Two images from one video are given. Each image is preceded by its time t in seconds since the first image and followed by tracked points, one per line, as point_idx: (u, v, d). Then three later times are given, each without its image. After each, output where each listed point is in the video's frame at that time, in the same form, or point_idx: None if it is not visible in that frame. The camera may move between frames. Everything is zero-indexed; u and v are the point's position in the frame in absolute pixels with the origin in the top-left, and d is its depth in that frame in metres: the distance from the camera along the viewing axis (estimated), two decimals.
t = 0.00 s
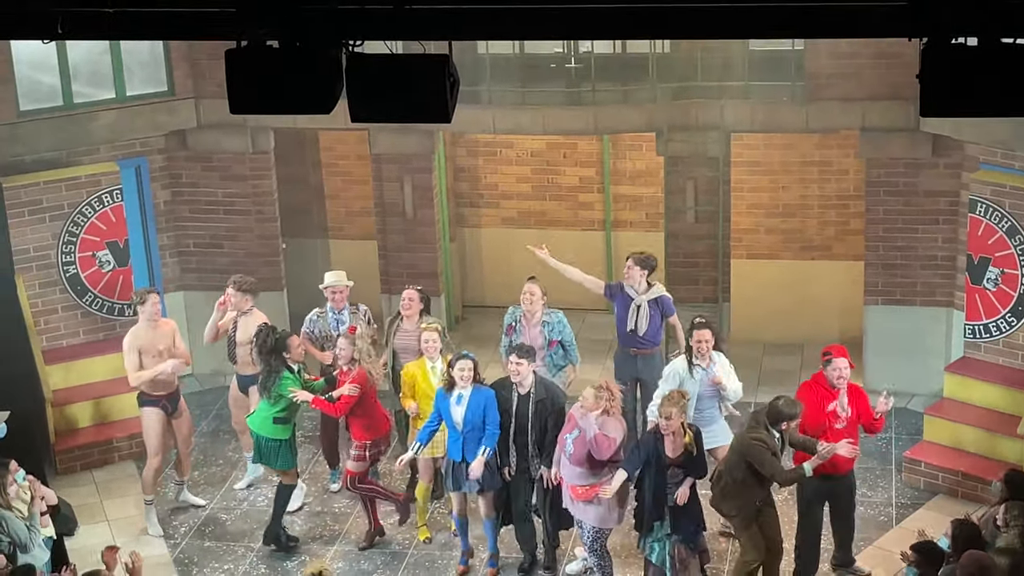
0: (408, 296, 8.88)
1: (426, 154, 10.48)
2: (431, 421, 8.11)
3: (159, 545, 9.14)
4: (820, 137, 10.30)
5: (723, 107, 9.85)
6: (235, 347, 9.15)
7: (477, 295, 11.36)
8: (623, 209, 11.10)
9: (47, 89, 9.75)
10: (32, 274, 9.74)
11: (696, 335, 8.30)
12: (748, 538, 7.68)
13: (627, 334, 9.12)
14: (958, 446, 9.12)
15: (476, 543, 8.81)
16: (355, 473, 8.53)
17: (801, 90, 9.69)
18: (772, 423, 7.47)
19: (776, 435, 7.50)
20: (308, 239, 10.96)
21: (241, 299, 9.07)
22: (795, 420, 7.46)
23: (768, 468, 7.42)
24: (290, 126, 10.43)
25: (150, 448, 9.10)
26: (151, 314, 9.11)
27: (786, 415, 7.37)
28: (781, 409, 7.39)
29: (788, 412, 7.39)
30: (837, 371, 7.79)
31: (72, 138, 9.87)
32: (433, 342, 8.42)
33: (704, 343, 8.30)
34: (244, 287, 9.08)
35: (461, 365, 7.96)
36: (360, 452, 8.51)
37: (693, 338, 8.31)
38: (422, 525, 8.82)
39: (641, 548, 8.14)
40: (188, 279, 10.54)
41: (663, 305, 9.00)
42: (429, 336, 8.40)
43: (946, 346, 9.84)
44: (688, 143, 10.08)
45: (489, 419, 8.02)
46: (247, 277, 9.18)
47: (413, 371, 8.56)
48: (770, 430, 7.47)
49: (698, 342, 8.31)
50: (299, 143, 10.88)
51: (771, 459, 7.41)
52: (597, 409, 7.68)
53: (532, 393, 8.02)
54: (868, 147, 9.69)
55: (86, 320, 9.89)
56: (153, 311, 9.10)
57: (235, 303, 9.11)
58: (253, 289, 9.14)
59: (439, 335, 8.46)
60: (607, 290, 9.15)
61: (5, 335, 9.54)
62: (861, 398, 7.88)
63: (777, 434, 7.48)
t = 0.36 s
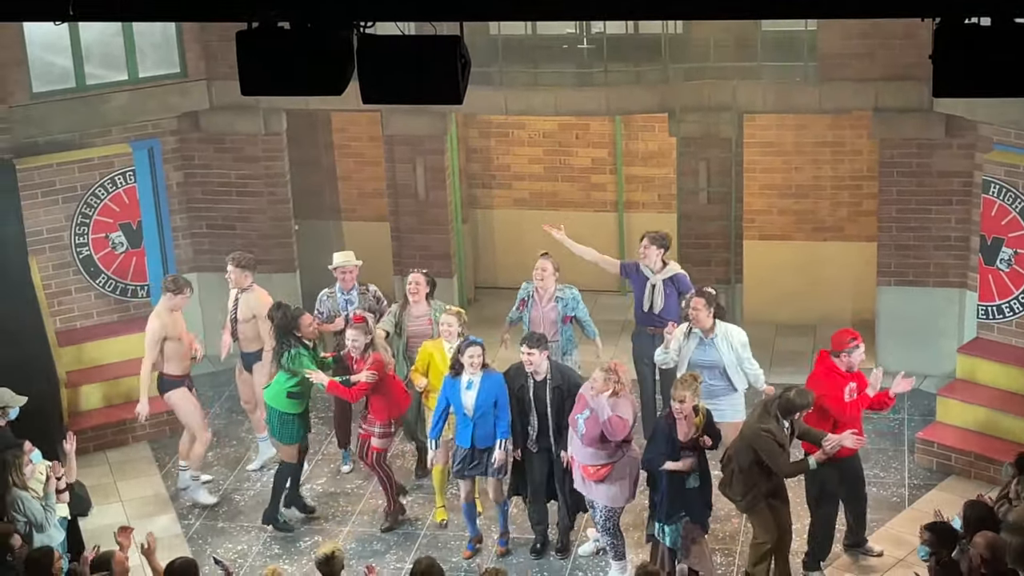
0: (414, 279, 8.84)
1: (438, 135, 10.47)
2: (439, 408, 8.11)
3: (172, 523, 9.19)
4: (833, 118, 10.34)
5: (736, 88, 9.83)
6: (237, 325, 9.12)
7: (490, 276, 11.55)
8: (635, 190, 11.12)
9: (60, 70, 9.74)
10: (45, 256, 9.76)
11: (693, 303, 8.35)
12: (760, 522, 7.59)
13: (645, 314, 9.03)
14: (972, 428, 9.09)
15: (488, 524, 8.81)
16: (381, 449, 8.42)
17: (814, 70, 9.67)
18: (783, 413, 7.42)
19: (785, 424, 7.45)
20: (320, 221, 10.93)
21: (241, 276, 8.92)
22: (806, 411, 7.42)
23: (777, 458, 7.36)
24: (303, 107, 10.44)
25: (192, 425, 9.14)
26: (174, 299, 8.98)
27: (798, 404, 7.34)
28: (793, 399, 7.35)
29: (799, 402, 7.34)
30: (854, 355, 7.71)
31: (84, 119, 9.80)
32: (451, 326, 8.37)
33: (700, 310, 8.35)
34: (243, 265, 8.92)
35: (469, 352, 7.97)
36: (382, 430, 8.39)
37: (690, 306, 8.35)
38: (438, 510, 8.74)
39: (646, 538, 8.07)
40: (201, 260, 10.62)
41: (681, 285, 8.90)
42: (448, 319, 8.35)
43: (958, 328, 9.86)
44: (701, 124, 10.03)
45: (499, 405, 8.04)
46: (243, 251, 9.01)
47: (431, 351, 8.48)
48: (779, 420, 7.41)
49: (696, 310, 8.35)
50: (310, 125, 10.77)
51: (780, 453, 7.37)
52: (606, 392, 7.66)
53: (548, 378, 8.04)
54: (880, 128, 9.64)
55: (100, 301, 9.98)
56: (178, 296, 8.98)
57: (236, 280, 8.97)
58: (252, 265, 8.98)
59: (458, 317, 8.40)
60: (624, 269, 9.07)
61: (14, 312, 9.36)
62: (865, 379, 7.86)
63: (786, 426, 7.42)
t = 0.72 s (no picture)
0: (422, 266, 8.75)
1: (447, 114, 10.45)
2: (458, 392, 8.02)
3: (181, 504, 9.20)
4: (842, 96, 10.31)
5: (746, 67, 9.77)
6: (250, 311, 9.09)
7: (499, 256, 11.49)
8: (644, 168, 11.10)
9: (68, 51, 9.74)
10: (54, 235, 9.75)
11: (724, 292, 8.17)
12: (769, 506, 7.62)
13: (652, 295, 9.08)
14: (981, 406, 9.09)
15: (495, 504, 8.81)
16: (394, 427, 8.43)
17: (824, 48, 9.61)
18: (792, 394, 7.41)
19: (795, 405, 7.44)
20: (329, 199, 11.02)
21: (247, 263, 8.97)
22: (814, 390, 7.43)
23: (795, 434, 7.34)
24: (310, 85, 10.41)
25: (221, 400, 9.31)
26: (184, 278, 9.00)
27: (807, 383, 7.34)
28: (801, 379, 7.35)
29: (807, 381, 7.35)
30: (859, 333, 7.75)
31: (93, 99, 9.83)
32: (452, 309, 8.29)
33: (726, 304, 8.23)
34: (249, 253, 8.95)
35: (490, 339, 7.90)
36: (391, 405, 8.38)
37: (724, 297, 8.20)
38: (446, 495, 8.73)
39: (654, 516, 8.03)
40: (209, 240, 10.62)
41: (690, 265, 8.96)
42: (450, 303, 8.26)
43: (969, 307, 9.83)
44: (711, 103, 9.97)
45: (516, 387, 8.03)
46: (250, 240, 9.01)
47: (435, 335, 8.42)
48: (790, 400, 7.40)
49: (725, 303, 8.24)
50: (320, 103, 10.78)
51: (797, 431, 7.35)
52: (616, 369, 7.65)
53: (556, 360, 8.01)
54: (891, 106, 9.59)
55: (108, 282, 9.97)
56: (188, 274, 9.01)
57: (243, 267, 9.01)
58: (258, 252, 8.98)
59: (457, 300, 8.34)
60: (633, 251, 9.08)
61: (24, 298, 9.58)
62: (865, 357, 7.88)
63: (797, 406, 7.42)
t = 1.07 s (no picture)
0: (425, 245, 8.68)
1: (449, 93, 10.44)
2: (465, 378, 7.99)
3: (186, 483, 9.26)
4: (847, 75, 10.31)
5: (749, 44, 9.75)
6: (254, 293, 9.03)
7: (502, 235, 11.41)
8: (648, 147, 11.10)
9: (71, 31, 9.72)
10: (57, 216, 9.74)
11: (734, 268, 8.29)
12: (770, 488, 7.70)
13: (650, 282, 9.08)
14: (986, 384, 9.10)
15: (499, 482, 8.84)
16: (395, 408, 8.56)
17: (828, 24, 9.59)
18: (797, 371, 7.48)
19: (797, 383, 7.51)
20: (332, 179, 10.96)
21: (251, 251, 8.85)
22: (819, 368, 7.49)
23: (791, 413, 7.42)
24: (314, 65, 10.40)
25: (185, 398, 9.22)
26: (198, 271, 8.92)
27: (813, 364, 7.39)
28: (807, 357, 7.41)
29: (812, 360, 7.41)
30: (872, 310, 7.76)
31: (96, 79, 9.77)
32: (470, 285, 8.31)
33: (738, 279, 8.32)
34: (254, 239, 8.84)
35: (494, 327, 7.86)
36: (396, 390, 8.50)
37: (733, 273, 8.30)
38: (451, 474, 8.76)
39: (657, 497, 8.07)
40: (213, 220, 10.59)
41: (685, 250, 8.97)
42: (467, 279, 8.28)
43: (973, 283, 9.84)
44: (715, 81, 9.97)
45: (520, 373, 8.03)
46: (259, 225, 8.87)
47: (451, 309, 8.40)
48: (792, 376, 7.47)
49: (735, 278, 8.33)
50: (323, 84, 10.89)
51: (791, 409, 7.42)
52: (621, 346, 7.69)
53: (557, 339, 8.00)
54: (897, 82, 9.55)
55: (113, 261, 9.93)
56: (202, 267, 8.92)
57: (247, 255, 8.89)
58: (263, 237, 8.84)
59: (477, 277, 8.34)
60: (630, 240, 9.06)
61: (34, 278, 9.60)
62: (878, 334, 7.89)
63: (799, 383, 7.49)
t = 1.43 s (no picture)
0: (426, 232, 8.69)
1: (447, 79, 10.48)
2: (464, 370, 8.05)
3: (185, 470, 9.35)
4: (847, 59, 10.22)
5: (747, 29, 9.72)
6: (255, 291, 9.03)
7: (501, 222, 11.41)
8: (646, 132, 11.09)
9: (69, 17, 9.67)
10: (55, 203, 9.76)
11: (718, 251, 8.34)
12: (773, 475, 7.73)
13: (635, 275, 9.03)
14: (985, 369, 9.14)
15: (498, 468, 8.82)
16: (399, 403, 8.60)
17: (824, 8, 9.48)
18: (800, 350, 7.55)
19: (802, 363, 7.57)
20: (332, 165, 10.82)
21: (253, 248, 8.85)
22: (824, 345, 7.54)
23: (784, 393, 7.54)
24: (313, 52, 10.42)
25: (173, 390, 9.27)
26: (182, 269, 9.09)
27: (811, 341, 7.46)
28: (808, 336, 7.48)
29: (815, 339, 7.48)
30: (896, 284, 7.96)
31: (93, 66, 9.73)
32: (475, 271, 8.33)
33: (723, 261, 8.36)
34: (255, 236, 8.84)
35: (497, 322, 7.91)
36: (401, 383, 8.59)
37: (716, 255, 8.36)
38: (451, 460, 8.78)
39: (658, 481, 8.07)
40: (212, 207, 10.49)
41: (671, 245, 8.91)
42: (472, 264, 8.31)
43: (971, 269, 9.79)
44: (712, 66, 10.09)
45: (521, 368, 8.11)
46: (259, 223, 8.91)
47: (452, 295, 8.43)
48: (796, 358, 7.55)
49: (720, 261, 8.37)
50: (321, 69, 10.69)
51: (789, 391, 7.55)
52: (624, 331, 7.68)
53: (548, 336, 8.01)
54: (896, 67, 9.54)
55: (112, 248, 9.97)
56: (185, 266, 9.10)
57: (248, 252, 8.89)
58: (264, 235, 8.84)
59: (481, 261, 8.36)
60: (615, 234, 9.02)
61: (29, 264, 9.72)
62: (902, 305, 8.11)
63: (801, 366, 7.55)
